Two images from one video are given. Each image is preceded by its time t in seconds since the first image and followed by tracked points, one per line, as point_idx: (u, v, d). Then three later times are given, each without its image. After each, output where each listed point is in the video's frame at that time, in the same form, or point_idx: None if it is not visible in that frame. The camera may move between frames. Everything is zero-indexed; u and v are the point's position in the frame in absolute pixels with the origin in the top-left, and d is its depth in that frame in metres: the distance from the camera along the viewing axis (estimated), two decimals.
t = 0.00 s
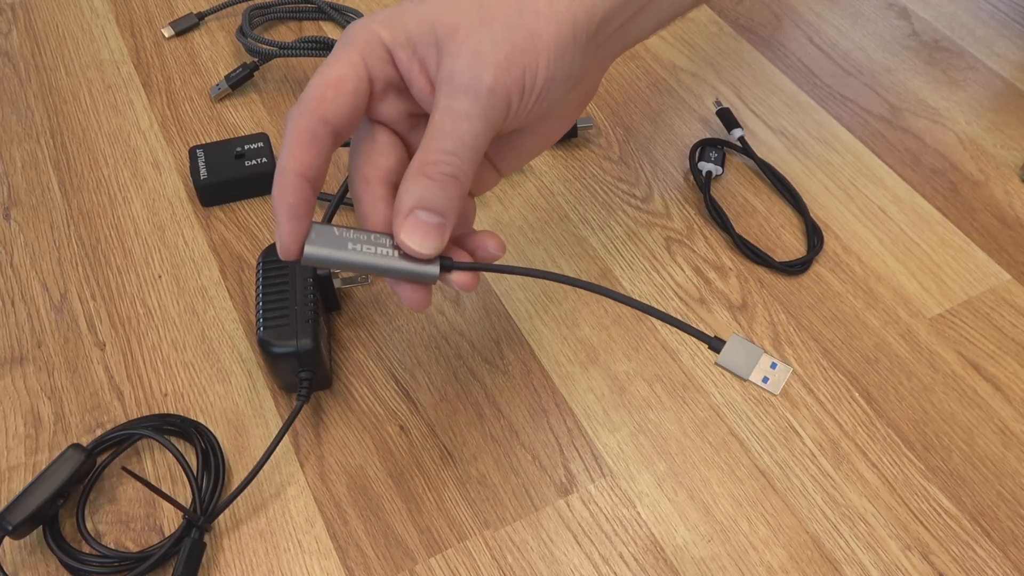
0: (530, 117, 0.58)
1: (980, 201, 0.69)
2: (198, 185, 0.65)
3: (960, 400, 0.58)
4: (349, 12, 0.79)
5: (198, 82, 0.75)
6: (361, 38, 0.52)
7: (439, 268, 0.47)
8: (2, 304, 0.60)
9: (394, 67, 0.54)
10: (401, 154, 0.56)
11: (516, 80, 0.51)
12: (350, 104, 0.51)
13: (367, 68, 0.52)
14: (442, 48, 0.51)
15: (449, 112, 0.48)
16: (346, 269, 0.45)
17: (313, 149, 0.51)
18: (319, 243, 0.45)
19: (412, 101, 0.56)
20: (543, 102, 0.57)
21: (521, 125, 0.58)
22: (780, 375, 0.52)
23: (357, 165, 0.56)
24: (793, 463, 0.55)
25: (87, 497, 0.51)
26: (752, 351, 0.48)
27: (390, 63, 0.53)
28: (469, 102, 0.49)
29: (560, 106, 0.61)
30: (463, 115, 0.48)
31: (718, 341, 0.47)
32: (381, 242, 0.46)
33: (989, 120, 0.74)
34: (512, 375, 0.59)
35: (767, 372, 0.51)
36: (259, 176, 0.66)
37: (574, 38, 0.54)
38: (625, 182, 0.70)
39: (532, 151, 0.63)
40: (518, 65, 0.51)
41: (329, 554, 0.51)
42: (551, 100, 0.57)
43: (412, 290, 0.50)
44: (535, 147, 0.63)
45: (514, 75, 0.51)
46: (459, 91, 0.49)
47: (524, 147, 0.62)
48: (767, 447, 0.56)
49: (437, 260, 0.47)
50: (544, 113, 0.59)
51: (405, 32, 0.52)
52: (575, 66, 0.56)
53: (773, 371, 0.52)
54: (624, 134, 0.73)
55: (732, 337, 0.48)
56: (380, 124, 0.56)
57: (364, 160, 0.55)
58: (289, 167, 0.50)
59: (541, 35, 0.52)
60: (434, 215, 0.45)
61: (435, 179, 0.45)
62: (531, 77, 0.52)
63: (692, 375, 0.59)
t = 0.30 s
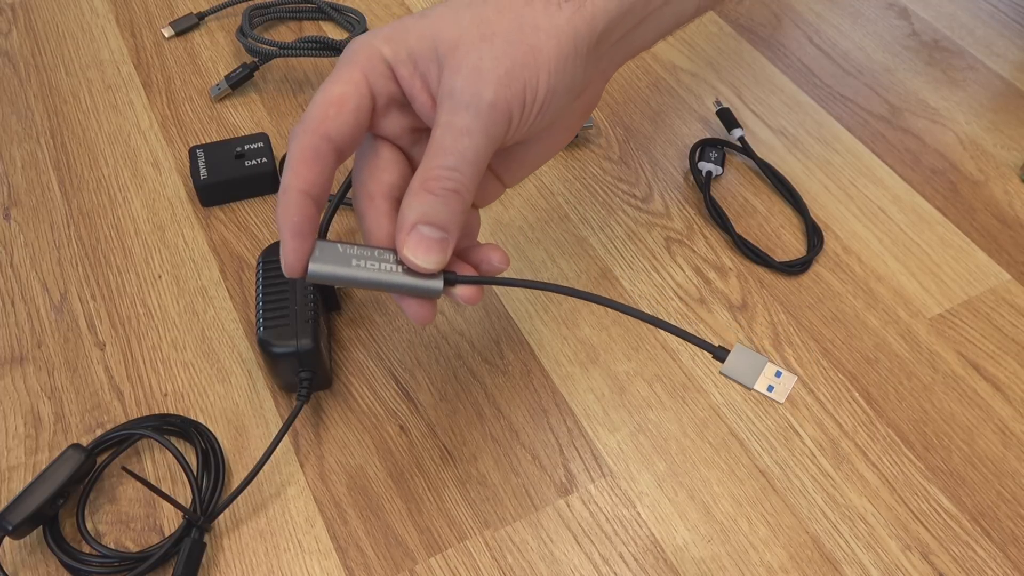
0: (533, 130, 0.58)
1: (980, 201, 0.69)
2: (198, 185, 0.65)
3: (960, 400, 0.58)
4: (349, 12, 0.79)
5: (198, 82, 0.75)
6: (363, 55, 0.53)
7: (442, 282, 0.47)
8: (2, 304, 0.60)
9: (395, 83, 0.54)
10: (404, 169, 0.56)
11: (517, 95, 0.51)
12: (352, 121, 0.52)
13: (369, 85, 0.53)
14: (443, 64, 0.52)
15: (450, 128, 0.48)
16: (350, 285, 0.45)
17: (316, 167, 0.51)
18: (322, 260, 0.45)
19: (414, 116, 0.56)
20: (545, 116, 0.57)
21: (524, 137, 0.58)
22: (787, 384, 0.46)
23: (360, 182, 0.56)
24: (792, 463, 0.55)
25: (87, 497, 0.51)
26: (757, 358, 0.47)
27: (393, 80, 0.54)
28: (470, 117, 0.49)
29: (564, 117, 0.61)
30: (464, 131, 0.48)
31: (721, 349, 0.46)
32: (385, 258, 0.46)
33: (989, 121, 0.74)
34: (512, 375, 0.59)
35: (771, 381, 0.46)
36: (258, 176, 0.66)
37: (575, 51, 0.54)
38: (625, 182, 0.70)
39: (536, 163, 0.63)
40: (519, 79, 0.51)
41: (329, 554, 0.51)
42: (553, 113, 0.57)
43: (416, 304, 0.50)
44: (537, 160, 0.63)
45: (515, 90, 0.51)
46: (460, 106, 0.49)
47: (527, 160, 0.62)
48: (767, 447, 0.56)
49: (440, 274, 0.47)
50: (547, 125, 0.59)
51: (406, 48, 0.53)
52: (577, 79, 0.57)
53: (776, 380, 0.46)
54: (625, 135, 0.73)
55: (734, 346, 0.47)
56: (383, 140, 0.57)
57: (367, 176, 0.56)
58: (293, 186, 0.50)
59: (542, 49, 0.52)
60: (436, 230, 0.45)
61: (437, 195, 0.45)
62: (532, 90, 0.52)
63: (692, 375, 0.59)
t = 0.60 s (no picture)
0: (532, 124, 0.57)
1: (980, 201, 0.69)
2: (198, 185, 0.65)
3: (960, 400, 0.58)
4: (349, 12, 0.79)
5: (198, 82, 0.75)
6: (358, 46, 0.53)
7: (437, 278, 0.47)
8: (2, 304, 0.60)
9: (391, 76, 0.54)
10: (398, 163, 0.56)
11: (518, 88, 0.51)
12: (344, 114, 0.52)
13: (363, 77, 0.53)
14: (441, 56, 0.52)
15: (448, 121, 0.48)
16: (343, 282, 0.44)
17: (304, 160, 0.50)
18: (313, 257, 0.44)
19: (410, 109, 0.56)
20: (545, 109, 0.57)
21: (523, 131, 0.58)
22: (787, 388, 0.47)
23: (353, 176, 0.55)
24: (792, 463, 0.55)
25: (87, 497, 0.51)
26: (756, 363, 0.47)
27: (387, 71, 0.54)
28: (469, 110, 0.49)
29: (563, 113, 0.61)
30: (462, 124, 0.48)
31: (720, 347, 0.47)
32: (378, 254, 0.46)
33: (989, 120, 0.74)
34: (512, 375, 0.59)
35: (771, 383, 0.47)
36: (258, 176, 0.66)
37: (577, 44, 0.54)
38: (625, 182, 0.70)
39: (531, 159, 0.63)
40: (519, 71, 0.51)
41: (329, 554, 0.51)
42: (552, 107, 0.57)
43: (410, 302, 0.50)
44: (533, 156, 0.63)
45: (515, 82, 0.51)
46: (459, 99, 0.49)
47: (523, 156, 0.62)
48: (767, 447, 0.56)
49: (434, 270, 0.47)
50: (547, 119, 0.59)
51: (403, 39, 0.53)
52: (577, 72, 0.57)
53: (777, 383, 0.47)
54: (625, 135, 0.73)
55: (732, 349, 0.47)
56: (378, 133, 0.57)
57: (360, 169, 0.55)
58: (278, 179, 0.50)
59: (543, 41, 0.52)
60: (433, 224, 0.45)
61: (434, 189, 0.45)
62: (533, 82, 0.52)
63: (692, 375, 0.59)
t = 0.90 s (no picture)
0: (537, 136, 0.58)
1: (980, 201, 0.69)
2: (198, 185, 0.65)
3: (960, 400, 0.58)
4: (349, 12, 0.79)
5: (198, 82, 0.75)
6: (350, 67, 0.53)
7: (449, 294, 0.47)
8: (2, 303, 0.60)
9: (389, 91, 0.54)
10: (405, 174, 0.57)
11: (524, 103, 0.52)
12: (336, 140, 0.53)
13: (354, 98, 0.53)
14: (446, 72, 0.52)
15: (456, 137, 0.48)
16: (355, 302, 0.44)
17: (301, 190, 0.52)
18: (325, 279, 0.44)
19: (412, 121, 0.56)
20: (549, 121, 0.57)
21: (529, 143, 0.58)
22: (792, 404, 0.44)
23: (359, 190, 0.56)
24: (792, 463, 0.55)
25: (87, 497, 0.51)
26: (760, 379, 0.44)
27: (384, 89, 0.54)
28: (477, 126, 0.49)
29: (568, 123, 0.61)
30: (470, 139, 0.48)
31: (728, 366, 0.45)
32: (389, 272, 0.45)
33: (989, 120, 0.74)
34: (512, 375, 0.59)
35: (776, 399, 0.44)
36: (258, 176, 0.66)
37: (581, 57, 0.54)
38: (625, 182, 0.70)
39: (536, 167, 0.63)
40: (525, 87, 0.51)
41: (329, 554, 0.51)
42: (556, 118, 0.58)
43: (420, 318, 0.50)
44: (537, 163, 0.63)
45: (521, 97, 0.51)
46: (467, 115, 0.49)
47: (528, 165, 0.62)
48: (767, 447, 0.56)
49: (446, 286, 0.47)
50: (551, 130, 0.59)
51: (401, 55, 0.53)
52: (581, 84, 0.57)
53: (782, 399, 0.44)
54: (625, 135, 0.73)
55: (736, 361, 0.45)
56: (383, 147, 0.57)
57: (366, 183, 0.56)
58: (280, 213, 0.51)
59: (548, 56, 0.52)
60: (445, 241, 0.45)
61: (446, 206, 0.46)
62: (539, 97, 0.52)
63: (692, 375, 0.59)
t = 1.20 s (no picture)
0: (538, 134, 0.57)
1: (980, 201, 0.69)
2: (198, 185, 0.65)
3: (961, 400, 0.58)
4: (349, 12, 0.79)
5: (198, 82, 0.75)
6: (356, 68, 0.55)
7: (447, 289, 0.47)
8: (2, 304, 0.60)
9: (393, 88, 0.55)
10: (412, 168, 0.58)
11: (523, 98, 0.51)
12: (355, 142, 0.55)
13: (366, 100, 0.55)
14: (445, 68, 0.52)
15: (455, 131, 0.48)
16: (352, 296, 0.44)
17: (337, 194, 0.54)
18: (323, 271, 0.44)
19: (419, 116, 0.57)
20: (550, 118, 0.57)
21: (529, 140, 0.58)
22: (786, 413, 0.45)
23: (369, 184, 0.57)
24: (792, 463, 0.55)
25: (87, 497, 0.51)
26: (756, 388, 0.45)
27: (388, 84, 0.55)
28: (476, 120, 0.49)
29: (569, 122, 0.61)
30: (469, 133, 0.48)
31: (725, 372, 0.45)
32: (387, 267, 0.45)
33: (989, 121, 0.74)
34: (512, 375, 0.59)
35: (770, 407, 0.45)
36: (258, 176, 0.66)
37: (582, 55, 0.54)
38: (625, 182, 0.70)
39: (540, 165, 0.63)
40: (524, 82, 0.51)
41: (329, 554, 0.51)
42: (557, 115, 0.57)
43: (416, 313, 0.50)
44: (539, 162, 0.63)
45: (520, 92, 0.51)
46: (466, 109, 0.49)
47: (530, 163, 0.62)
48: (767, 447, 0.56)
49: (444, 281, 0.46)
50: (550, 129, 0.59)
51: (402, 52, 0.53)
52: (582, 83, 0.56)
53: (776, 407, 0.45)
54: (625, 135, 0.73)
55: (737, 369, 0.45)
56: (392, 143, 0.58)
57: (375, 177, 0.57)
58: (329, 221, 0.53)
59: (547, 52, 0.52)
60: (443, 234, 0.45)
61: (443, 200, 0.46)
62: (538, 93, 0.52)
63: (692, 375, 0.59)
